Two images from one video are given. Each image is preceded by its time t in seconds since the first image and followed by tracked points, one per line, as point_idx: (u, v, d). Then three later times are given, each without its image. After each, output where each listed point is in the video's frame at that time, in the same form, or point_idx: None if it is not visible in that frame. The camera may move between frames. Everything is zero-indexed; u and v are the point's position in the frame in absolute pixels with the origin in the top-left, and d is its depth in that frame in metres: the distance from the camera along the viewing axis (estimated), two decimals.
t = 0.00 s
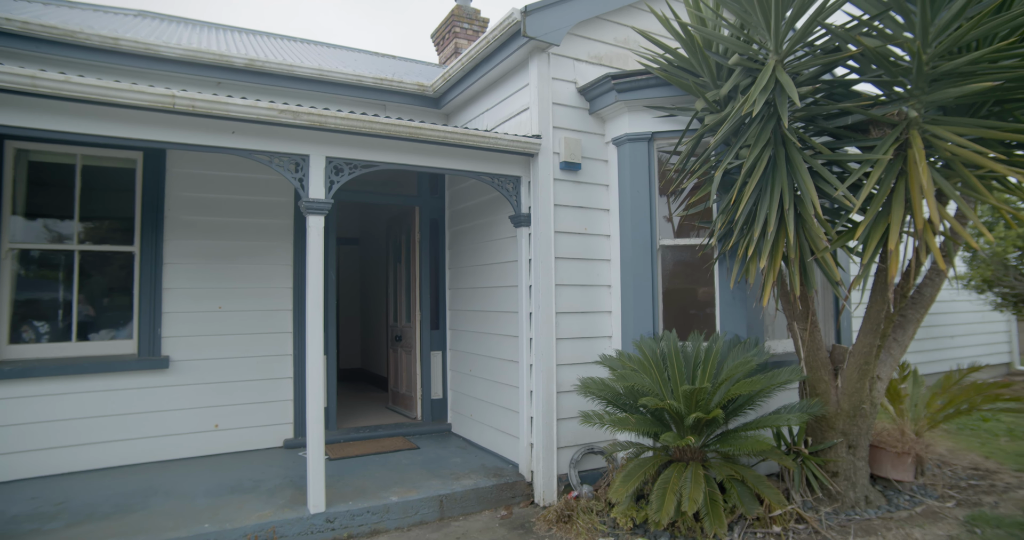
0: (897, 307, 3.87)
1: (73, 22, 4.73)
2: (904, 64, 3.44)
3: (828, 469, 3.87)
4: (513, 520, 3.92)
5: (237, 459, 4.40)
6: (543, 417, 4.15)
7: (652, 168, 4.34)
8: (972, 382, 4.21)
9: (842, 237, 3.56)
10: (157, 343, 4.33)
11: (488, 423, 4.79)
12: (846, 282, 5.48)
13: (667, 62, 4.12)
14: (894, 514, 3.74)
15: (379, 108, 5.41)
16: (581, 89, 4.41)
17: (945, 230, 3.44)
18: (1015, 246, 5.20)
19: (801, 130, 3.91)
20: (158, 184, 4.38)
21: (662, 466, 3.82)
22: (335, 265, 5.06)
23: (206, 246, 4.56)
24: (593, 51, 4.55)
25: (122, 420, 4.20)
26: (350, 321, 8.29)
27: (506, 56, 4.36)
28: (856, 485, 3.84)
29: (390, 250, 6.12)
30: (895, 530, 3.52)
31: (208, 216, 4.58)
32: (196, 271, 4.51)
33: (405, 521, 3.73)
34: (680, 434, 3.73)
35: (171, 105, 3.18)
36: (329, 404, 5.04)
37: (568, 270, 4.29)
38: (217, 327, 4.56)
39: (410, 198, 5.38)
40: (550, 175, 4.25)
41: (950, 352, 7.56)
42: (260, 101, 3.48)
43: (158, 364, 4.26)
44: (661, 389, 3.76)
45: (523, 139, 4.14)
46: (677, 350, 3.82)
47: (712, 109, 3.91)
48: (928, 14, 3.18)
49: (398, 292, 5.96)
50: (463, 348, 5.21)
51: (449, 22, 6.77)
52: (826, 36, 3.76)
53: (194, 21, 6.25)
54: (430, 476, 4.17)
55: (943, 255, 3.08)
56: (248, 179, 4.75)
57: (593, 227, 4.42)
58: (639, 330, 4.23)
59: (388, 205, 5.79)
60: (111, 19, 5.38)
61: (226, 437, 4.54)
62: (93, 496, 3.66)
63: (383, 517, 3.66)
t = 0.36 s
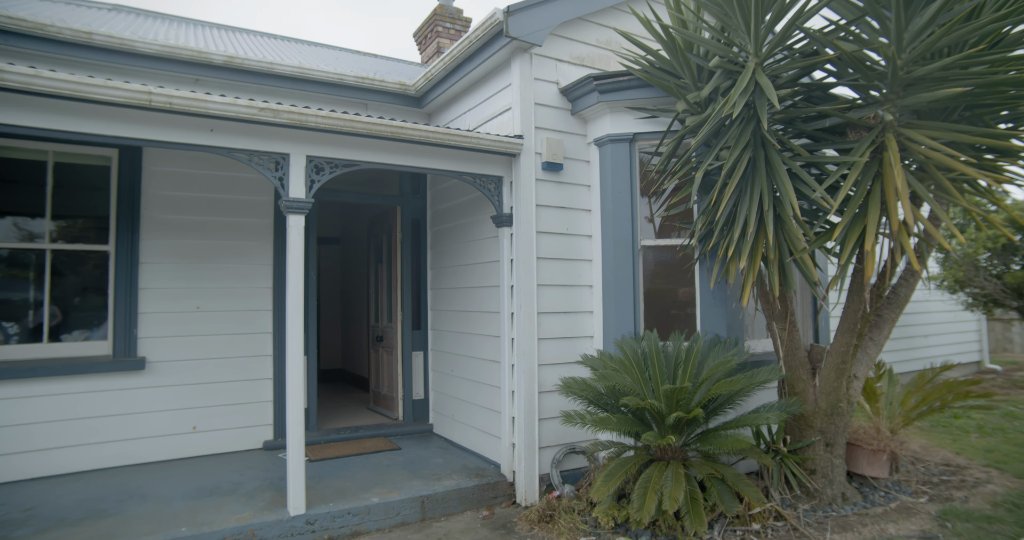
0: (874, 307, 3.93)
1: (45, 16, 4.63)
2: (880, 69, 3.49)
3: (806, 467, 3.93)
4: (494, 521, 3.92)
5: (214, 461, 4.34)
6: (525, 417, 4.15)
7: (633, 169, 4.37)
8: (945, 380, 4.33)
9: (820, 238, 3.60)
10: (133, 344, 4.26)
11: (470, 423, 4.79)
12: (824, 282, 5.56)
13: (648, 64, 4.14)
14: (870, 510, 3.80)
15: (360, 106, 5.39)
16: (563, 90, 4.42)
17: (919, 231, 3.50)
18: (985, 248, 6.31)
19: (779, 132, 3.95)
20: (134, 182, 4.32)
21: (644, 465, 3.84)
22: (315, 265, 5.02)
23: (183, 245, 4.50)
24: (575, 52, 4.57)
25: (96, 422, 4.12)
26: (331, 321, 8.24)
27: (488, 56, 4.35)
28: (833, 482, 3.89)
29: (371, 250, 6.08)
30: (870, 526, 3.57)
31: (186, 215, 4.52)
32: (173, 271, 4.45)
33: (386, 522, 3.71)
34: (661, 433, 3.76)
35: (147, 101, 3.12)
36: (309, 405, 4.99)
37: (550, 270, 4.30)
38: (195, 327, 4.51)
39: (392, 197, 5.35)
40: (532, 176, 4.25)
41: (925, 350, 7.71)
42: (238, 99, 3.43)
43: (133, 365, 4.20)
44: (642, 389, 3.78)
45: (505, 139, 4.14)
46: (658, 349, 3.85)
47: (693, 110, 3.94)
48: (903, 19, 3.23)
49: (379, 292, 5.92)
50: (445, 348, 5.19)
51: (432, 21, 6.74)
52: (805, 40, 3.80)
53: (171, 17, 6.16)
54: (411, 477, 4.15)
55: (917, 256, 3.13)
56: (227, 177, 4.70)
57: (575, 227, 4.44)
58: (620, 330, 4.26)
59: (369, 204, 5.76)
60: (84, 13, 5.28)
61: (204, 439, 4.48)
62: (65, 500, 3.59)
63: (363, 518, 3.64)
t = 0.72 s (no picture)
0: (853, 307, 3.98)
1: (19, 9, 4.54)
2: (859, 72, 3.53)
3: (787, 465, 3.97)
4: (478, 521, 3.91)
5: (195, 463, 4.29)
6: (508, 417, 4.15)
7: (616, 170, 4.39)
8: (922, 378, 4.41)
9: (801, 239, 3.64)
10: (110, 345, 4.20)
11: (454, 424, 4.78)
12: (805, 282, 5.63)
13: (632, 65, 4.15)
14: (849, 507, 3.85)
15: (343, 105, 5.36)
16: (547, 90, 4.43)
17: (897, 232, 3.55)
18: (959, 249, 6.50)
19: (761, 134, 3.99)
20: (112, 180, 4.25)
21: (627, 465, 3.86)
22: (298, 264, 4.98)
23: (162, 245, 4.44)
24: (559, 53, 4.58)
25: (72, 425, 4.05)
26: (314, 321, 8.17)
27: (473, 55, 4.35)
28: (814, 480, 3.94)
29: (355, 250, 6.05)
30: (849, 523, 3.62)
31: (165, 214, 4.46)
32: (152, 271, 4.39)
33: (369, 523, 3.68)
34: (644, 432, 3.77)
35: (125, 98, 3.07)
36: (291, 406, 4.95)
37: (534, 270, 4.30)
38: (175, 328, 4.45)
39: (375, 197, 5.32)
40: (516, 176, 4.26)
41: (902, 349, 7.84)
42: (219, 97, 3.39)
43: (111, 366, 4.14)
44: (626, 389, 3.80)
45: (489, 139, 4.14)
46: (641, 349, 3.86)
47: (676, 111, 3.96)
48: (881, 24, 3.28)
49: (362, 292, 5.89)
50: (429, 348, 5.18)
51: (416, 20, 6.72)
52: (786, 43, 3.84)
53: (150, 13, 6.07)
54: (395, 478, 4.14)
55: (896, 256, 3.18)
56: (208, 176, 4.65)
57: (559, 227, 4.44)
58: (604, 329, 4.27)
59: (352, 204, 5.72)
60: (59, 8, 5.18)
61: (183, 441, 4.43)
62: (40, 505, 3.52)
63: (346, 520, 3.61)
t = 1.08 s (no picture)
0: (836, 307, 4.02)
1: None
2: (842, 75, 3.56)
3: (771, 464, 4.01)
4: (464, 521, 3.90)
5: (177, 465, 4.25)
6: (495, 417, 4.15)
7: (602, 171, 4.41)
8: (903, 377, 4.47)
9: (785, 239, 3.67)
10: (90, 346, 4.14)
11: (440, 424, 4.77)
12: (788, 282, 5.68)
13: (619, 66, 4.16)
14: (832, 505, 3.89)
15: (329, 104, 5.33)
16: (533, 91, 4.43)
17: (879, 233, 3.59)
18: (939, 250, 6.59)
19: (746, 135, 4.02)
20: (93, 179, 4.20)
21: (613, 464, 3.87)
22: (282, 264, 4.94)
23: (145, 244, 4.39)
24: (546, 53, 4.59)
25: (51, 427, 3.99)
26: (299, 321, 8.11)
27: (459, 55, 4.34)
28: (797, 478, 3.98)
29: (340, 249, 6.01)
30: (832, 520, 3.66)
31: (148, 213, 4.42)
32: (134, 271, 4.34)
33: (354, 525, 3.66)
34: (630, 432, 3.78)
35: (106, 96, 3.03)
36: (276, 407, 4.92)
37: (520, 270, 4.31)
38: (157, 328, 4.40)
39: (360, 196, 5.30)
40: (502, 176, 4.25)
41: (884, 349, 7.94)
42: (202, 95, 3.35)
43: (91, 367, 4.09)
44: (611, 388, 3.81)
45: (476, 139, 4.13)
46: (626, 349, 3.87)
47: (662, 112, 3.97)
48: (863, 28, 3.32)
49: (348, 293, 5.86)
50: (415, 349, 5.16)
51: (402, 19, 6.69)
52: (771, 45, 3.87)
53: (132, 9, 6.00)
54: (381, 479, 4.12)
55: (877, 257, 3.22)
56: (192, 175, 4.61)
57: (545, 228, 4.45)
58: (590, 330, 4.29)
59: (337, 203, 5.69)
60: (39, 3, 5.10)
61: (166, 443, 4.39)
62: (18, 509, 3.46)
63: (332, 521, 3.59)
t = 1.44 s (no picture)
0: (823, 307, 4.05)
1: None
2: (829, 77, 3.59)
3: (759, 463, 4.03)
4: (453, 522, 3.90)
5: (163, 467, 4.21)
6: (484, 417, 4.15)
7: (591, 171, 4.42)
8: (888, 376, 4.52)
9: (773, 240, 3.69)
10: (74, 347, 4.09)
11: (429, 424, 4.76)
12: (775, 282, 5.72)
13: (609, 67, 4.18)
14: (818, 503, 3.92)
15: (317, 103, 5.31)
16: (523, 91, 4.43)
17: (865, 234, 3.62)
18: (923, 250, 6.67)
19: (734, 136, 4.04)
20: (77, 178, 4.15)
21: (602, 464, 3.88)
22: (270, 264, 4.91)
23: (130, 244, 4.35)
24: (535, 53, 4.59)
25: (34, 429, 3.94)
26: (288, 321, 8.07)
27: (449, 55, 4.33)
28: (784, 477, 4.00)
29: (329, 249, 5.98)
30: (819, 518, 3.69)
31: (134, 212, 4.38)
32: (119, 270, 4.30)
33: (343, 526, 3.65)
34: (618, 432, 3.79)
35: (90, 94, 2.99)
36: (264, 408, 4.89)
37: (509, 270, 4.30)
38: (143, 328, 4.36)
39: (349, 196, 5.28)
40: (492, 176, 4.25)
41: (870, 348, 8.02)
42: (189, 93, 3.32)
43: (75, 368, 4.04)
44: (600, 388, 3.82)
45: (465, 139, 4.12)
46: (615, 349, 3.88)
47: (651, 113, 3.98)
48: (849, 31, 3.35)
49: (337, 293, 5.83)
50: (404, 349, 5.15)
51: (391, 18, 6.67)
52: (759, 47, 3.89)
53: (117, 6, 5.94)
54: (370, 480, 4.10)
55: (863, 257, 3.24)
56: (179, 174, 4.57)
57: (535, 228, 4.45)
58: (579, 329, 4.29)
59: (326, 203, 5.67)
60: None
61: (152, 445, 4.35)
62: None
63: (320, 522, 3.57)
